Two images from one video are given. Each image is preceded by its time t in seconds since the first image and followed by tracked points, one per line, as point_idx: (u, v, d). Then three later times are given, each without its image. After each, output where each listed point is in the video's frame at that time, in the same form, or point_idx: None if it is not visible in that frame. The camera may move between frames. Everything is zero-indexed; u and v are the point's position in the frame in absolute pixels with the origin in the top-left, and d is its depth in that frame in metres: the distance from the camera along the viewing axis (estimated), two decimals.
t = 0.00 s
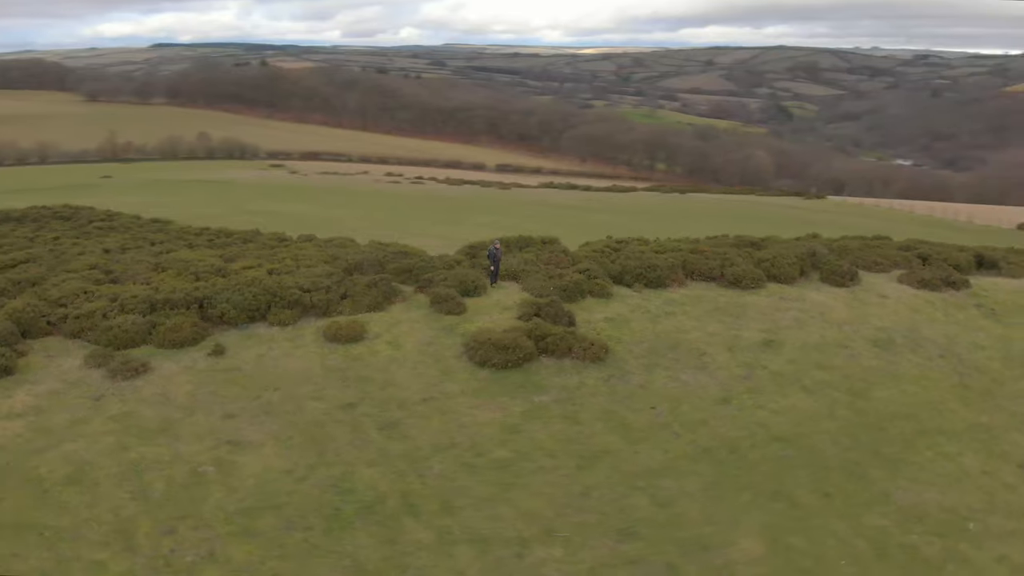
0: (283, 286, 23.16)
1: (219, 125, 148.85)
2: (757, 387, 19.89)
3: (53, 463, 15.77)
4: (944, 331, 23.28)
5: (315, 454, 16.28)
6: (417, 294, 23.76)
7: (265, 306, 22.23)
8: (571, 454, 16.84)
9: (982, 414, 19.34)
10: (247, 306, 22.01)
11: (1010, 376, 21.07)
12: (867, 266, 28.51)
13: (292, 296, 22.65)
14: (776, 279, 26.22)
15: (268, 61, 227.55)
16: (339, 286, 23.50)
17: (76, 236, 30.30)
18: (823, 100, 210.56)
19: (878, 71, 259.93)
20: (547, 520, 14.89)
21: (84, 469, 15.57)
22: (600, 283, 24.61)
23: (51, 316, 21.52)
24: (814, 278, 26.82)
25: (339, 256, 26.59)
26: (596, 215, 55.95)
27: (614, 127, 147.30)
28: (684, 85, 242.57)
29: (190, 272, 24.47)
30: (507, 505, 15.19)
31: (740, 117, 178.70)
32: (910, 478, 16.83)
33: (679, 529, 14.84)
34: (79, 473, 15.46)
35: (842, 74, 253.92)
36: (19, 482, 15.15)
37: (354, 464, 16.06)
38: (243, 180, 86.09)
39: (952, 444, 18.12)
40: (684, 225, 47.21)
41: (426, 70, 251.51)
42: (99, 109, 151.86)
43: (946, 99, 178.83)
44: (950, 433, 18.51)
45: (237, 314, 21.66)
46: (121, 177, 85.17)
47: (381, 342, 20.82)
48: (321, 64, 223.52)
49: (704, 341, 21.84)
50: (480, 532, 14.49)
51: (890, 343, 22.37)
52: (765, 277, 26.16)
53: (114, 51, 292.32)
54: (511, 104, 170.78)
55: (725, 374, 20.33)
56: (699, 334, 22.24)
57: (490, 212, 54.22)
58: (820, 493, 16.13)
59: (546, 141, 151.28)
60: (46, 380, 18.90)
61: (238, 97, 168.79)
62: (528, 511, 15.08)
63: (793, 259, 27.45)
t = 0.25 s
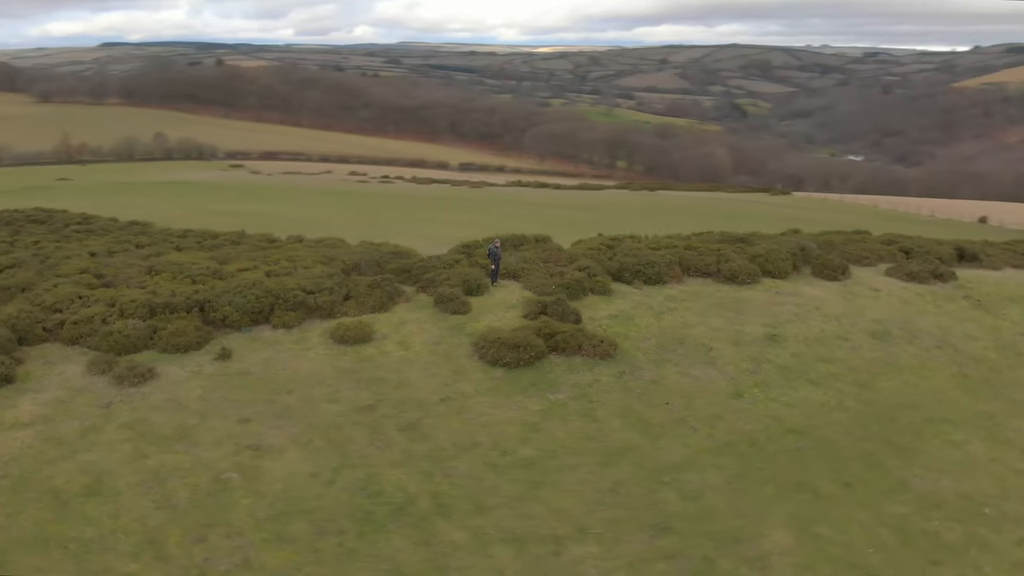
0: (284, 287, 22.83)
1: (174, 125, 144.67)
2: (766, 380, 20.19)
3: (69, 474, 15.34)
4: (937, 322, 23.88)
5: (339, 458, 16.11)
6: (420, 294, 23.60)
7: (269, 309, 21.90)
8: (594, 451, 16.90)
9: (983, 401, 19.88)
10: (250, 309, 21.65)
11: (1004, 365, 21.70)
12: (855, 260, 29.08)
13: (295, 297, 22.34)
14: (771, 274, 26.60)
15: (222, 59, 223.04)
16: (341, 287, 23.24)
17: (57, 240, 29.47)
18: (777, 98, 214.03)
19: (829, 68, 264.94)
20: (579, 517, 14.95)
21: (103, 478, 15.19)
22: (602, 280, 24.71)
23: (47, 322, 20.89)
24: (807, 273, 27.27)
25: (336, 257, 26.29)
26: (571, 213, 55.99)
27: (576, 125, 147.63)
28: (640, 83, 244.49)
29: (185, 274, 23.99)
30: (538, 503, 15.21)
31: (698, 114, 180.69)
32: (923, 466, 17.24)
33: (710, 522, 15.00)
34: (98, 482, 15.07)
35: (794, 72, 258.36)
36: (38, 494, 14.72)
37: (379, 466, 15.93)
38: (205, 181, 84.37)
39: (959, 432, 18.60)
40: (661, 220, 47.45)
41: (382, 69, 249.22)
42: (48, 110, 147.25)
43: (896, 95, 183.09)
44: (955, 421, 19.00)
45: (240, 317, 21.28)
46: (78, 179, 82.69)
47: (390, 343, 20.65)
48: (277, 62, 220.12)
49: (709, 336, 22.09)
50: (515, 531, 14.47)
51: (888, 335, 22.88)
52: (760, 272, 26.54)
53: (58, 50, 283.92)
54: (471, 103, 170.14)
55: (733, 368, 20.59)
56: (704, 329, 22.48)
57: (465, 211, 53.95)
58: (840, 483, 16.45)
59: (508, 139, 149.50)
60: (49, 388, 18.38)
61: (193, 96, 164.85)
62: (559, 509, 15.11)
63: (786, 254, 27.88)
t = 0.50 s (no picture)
0: (285, 290, 22.54)
1: (136, 125, 141.06)
2: (773, 375, 20.44)
3: (86, 483, 14.96)
4: (930, 316, 24.37)
5: (360, 461, 15.95)
6: (423, 295, 23.45)
7: (271, 312, 21.61)
8: (613, 449, 16.96)
9: (982, 393, 20.34)
10: (253, 312, 21.33)
11: (997, 357, 22.22)
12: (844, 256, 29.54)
13: (297, 299, 22.06)
14: (765, 271, 26.94)
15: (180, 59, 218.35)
16: (343, 288, 23.03)
17: (40, 245, 28.75)
18: (737, 97, 216.39)
19: (787, 67, 268.70)
20: (607, 516, 14.97)
21: (121, 487, 14.85)
22: (602, 279, 24.78)
23: (44, 328, 20.38)
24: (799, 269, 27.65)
25: (333, 259, 26.02)
26: (548, 211, 55.80)
27: (542, 125, 147.28)
28: (602, 82, 245.34)
29: (181, 279, 23.57)
30: (563, 503, 15.21)
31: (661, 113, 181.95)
32: (932, 457, 17.58)
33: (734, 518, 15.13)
34: (116, 492, 14.72)
35: (752, 71, 261.57)
36: (54, 505, 14.35)
37: (403, 468, 15.81)
38: (169, 182, 82.55)
39: (963, 423, 19.00)
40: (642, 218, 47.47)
41: (342, 68, 246.72)
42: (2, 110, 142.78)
43: (854, 93, 186.43)
44: (958, 413, 19.41)
45: (243, 320, 20.94)
46: (38, 182, 80.39)
47: (398, 345, 20.49)
48: (237, 62, 216.55)
49: (713, 334, 22.28)
50: (544, 531, 14.45)
51: (884, 329, 23.29)
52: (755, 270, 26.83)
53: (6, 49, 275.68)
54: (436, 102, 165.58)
55: (739, 364, 20.81)
56: (706, 327, 22.67)
57: (443, 211, 53.58)
58: (855, 476, 16.70)
59: (474, 140, 144.12)
60: (53, 396, 17.92)
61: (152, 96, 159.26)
62: (585, 508, 15.12)
63: (778, 251, 28.25)
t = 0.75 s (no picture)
0: (288, 293, 22.21)
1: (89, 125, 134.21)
2: (779, 370, 20.73)
3: (107, 494, 14.58)
4: (921, 309, 24.95)
5: (386, 464, 15.82)
6: (425, 296, 23.29)
7: (275, 315, 21.28)
8: (635, 446, 17.06)
9: (980, 383, 20.90)
10: (257, 316, 20.97)
11: (989, 348, 22.84)
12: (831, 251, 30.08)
13: (301, 302, 21.76)
14: (759, 268, 27.32)
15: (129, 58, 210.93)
16: (345, 290, 22.77)
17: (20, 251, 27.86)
18: (693, 96, 218.50)
19: (739, 67, 272.26)
20: (637, 513, 15.04)
21: (144, 497, 14.51)
22: (602, 278, 24.88)
23: (41, 336, 19.80)
24: (791, 265, 28.09)
25: (330, 261, 25.69)
26: (523, 211, 55.43)
27: (503, 124, 146.34)
28: (559, 82, 245.57)
29: (178, 283, 23.08)
30: (594, 500, 15.26)
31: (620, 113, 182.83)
32: (941, 446, 18.01)
33: (762, 511, 15.33)
34: (139, 502, 14.36)
35: (706, 71, 264.35)
36: (78, 518, 13.96)
37: (429, 471, 15.70)
38: (127, 185, 80.19)
39: (964, 413, 19.49)
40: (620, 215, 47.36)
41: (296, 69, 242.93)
42: None
43: (807, 92, 189.64)
44: (959, 402, 19.92)
45: (248, 324, 20.58)
46: None
47: (407, 348, 20.32)
48: (189, 62, 211.51)
49: (716, 330, 22.51)
50: (578, 529, 14.48)
51: (879, 322, 23.79)
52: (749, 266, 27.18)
53: None
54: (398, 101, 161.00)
55: (745, 360, 21.07)
56: (709, 324, 22.90)
57: (416, 212, 53.03)
58: (871, 467, 17.04)
59: (437, 140, 140.16)
60: (59, 406, 17.42)
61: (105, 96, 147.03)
62: (615, 505, 15.18)
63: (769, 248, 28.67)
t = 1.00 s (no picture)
0: (291, 295, 21.94)
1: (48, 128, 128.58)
2: (784, 365, 21.01)
3: (128, 503, 14.25)
4: (912, 303, 25.46)
5: (410, 466, 15.72)
6: (429, 297, 23.22)
7: (279, 318, 21.02)
8: (653, 443, 17.17)
9: (977, 374, 21.38)
10: (262, 320, 20.69)
11: (982, 339, 23.40)
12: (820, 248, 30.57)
13: (305, 305, 21.53)
14: (753, 265, 27.68)
15: (84, 60, 205.15)
16: (349, 293, 22.58)
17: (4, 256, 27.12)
18: (655, 96, 220.25)
19: (699, 67, 275.22)
20: (663, 509, 15.13)
21: (166, 505, 14.23)
22: (602, 276, 25.03)
23: (41, 343, 19.32)
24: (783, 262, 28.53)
25: (327, 264, 25.42)
26: (499, 211, 55.26)
27: (469, 125, 145.48)
28: (521, 82, 245.58)
29: (175, 288, 22.68)
30: (619, 497, 15.32)
31: (585, 113, 183.49)
32: (948, 436, 18.40)
33: (783, 504, 15.53)
34: (162, 511, 14.07)
35: (667, 71, 266.75)
36: (102, 528, 13.64)
37: (453, 472, 15.63)
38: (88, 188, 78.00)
39: (966, 403, 19.92)
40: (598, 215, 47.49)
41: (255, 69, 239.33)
42: None
43: (767, 91, 192.52)
44: (960, 393, 20.38)
45: (252, 328, 20.31)
46: None
47: (416, 349, 20.22)
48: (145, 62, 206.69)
49: (718, 327, 22.75)
50: (607, 527, 14.52)
51: (874, 316, 24.25)
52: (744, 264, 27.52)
53: None
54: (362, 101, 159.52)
55: (750, 356, 21.31)
56: (711, 321, 23.11)
57: (391, 214, 52.58)
58: (883, 460, 17.34)
59: (401, 141, 139.41)
60: (65, 414, 17.00)
61: (64, 98, 140.83)
62: (640, 501, 15.26)
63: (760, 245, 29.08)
